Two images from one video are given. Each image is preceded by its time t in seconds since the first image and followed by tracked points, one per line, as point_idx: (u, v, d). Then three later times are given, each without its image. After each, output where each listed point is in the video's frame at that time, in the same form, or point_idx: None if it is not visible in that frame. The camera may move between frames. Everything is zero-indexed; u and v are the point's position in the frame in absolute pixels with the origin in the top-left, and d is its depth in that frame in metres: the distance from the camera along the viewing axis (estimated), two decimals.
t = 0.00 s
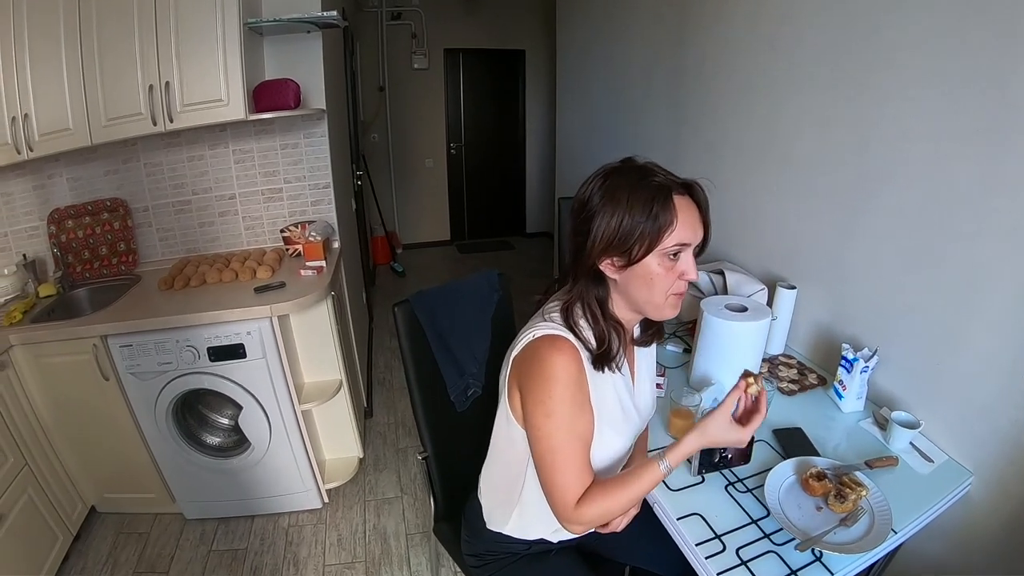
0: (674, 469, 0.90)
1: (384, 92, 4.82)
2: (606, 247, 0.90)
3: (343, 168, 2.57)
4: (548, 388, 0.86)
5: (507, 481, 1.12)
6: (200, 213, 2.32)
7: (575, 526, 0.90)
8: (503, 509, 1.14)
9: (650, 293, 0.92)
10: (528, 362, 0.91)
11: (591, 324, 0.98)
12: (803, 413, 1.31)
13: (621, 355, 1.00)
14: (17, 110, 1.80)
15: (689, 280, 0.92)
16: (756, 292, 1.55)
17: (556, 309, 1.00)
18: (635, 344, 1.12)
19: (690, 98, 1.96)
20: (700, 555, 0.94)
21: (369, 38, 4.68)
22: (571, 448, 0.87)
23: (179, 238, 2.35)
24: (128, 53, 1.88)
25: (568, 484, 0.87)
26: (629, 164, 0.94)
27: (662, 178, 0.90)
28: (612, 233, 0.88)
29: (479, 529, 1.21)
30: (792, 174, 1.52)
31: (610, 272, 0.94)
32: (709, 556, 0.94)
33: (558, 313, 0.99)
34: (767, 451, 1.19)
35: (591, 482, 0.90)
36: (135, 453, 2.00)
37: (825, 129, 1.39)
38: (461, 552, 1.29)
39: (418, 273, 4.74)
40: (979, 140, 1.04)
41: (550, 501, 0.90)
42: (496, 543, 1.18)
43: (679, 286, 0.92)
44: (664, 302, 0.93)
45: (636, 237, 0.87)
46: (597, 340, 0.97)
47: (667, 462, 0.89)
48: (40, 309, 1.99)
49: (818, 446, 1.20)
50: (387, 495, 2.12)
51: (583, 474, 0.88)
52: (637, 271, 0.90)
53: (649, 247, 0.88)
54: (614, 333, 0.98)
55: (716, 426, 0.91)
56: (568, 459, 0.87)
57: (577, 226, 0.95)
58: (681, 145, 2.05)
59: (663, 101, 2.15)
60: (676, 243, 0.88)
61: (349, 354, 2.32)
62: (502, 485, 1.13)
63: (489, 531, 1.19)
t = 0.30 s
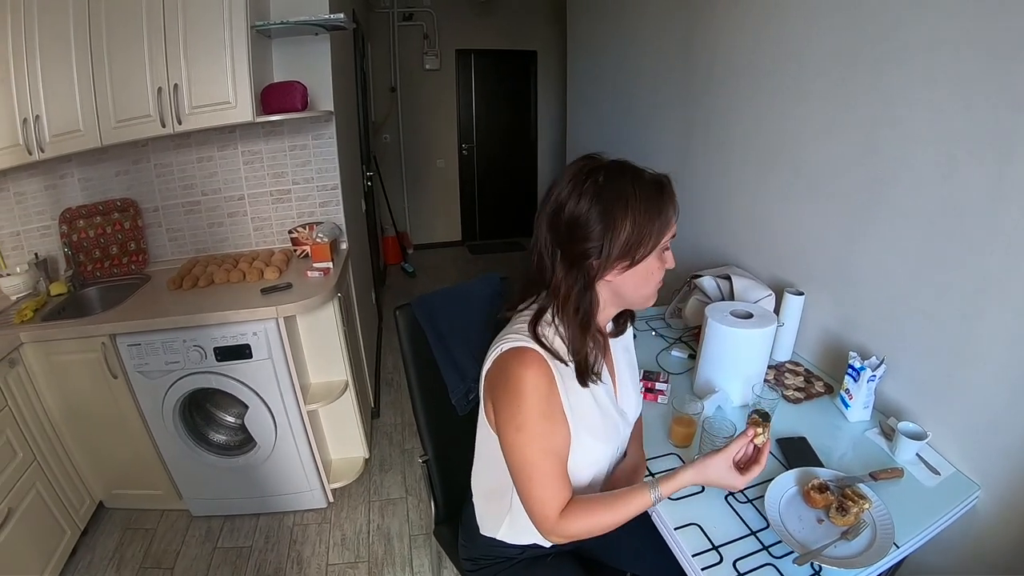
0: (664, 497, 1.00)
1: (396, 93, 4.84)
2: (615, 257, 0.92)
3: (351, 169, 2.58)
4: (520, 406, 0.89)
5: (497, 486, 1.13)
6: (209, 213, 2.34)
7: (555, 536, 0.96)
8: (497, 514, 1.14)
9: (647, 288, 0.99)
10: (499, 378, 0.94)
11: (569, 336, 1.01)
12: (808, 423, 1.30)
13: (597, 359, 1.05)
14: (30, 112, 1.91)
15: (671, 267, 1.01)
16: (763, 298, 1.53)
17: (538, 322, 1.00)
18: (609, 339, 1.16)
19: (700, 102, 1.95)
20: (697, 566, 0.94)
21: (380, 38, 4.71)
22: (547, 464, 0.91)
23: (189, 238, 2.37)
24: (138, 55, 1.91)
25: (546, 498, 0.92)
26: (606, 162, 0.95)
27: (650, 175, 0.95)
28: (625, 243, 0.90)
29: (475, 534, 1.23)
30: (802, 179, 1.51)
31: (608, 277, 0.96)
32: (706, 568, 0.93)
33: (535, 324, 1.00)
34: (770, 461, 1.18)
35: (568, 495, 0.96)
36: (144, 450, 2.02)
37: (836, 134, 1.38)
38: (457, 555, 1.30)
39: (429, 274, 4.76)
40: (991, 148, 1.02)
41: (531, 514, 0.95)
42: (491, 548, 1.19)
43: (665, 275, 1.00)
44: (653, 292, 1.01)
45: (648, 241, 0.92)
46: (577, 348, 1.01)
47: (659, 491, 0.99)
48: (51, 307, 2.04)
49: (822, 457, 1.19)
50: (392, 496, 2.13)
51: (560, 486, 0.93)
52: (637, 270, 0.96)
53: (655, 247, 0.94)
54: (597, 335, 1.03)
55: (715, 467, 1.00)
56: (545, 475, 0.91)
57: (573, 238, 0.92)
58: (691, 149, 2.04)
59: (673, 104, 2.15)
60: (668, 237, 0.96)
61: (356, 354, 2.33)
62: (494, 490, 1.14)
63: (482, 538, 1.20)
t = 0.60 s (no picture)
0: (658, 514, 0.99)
1: (418, 93, 4.87)
2: (604, 265, 0.93)
3: (368, 169, 2.59)
4: (503, 420, 0.91)
5: (491, 490, 1.15)
6: (229, 212, 2.38)
7: (552, 549, 0.97)
8: (496, 516, 1.17)
9: (637, 287, 1.01)
10: (482, 391, 0.96)
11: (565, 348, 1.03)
12: (818, 433, 1.29)
13: (588, 365, 1.07)
14: (53, 113, 1.98)
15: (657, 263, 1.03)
16: (778, 305, 1.51)
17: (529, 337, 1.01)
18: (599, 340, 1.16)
19: (719, 105, 1.94)
20: None
21: (402, 39, 4.75)
22: (534, 475, 0.92)
23: (209, 236, 2.41)
24: (160, 58, 1.96)
25: (538, 510, 0.93)
26: (579, 166, 0.95)
27: (627, 175, 0.96)
28: (613, 248, 0.91)
29: (474, 535, 1.26)
30: (820, 185, 1.49)
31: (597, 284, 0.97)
32: None
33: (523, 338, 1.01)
34: (777, 472, 1.17)
35: (562, 506, 0.96)
36: (160, 442, 2.07)
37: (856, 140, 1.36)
38: (459, 553, 1.33)
39: (450, 273, 4.77)
40: (1011, 158, 1.00)
41: (526, 527, 0.96)
42: (491, 548, 1.22)
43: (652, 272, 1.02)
44: (642, 290, 1.03)
45: (634, 242, 0.93)
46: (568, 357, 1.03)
47: (652, 508, 0.98)
48: (73, 301, 2.10)
49: (832, 469, 1.18)
50: (403, 494, 2.14)
51: (551, 498, 0.94)
52: (625, 272, 0.97)
53: (641, 247, 0.95)
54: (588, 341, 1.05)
55: (710, 489, 0.97)
56: (533, 486, 0.92)
57: (559, 249, 0.92)
58: (709, 152, 2.03)
59: (691, 108, 2.13)
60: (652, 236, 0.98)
61: (371, 352, 2.35)
62: (490, 495, 1.16)
63: (482, 540, 1.24)
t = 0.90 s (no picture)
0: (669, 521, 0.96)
1: (450, 91, 4.90)
2: (612, 264, 0.92)
3: (395, 164, 2.60)
4: (507, 418, 0.91)
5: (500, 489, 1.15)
6: (257, 204, 2.41)
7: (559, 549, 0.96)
8: (505, 513, 1.17)
9: (647, 286, 1.00)
10: (488, 389, 0.95)
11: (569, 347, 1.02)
12: (844, 440, 1.26)
13: (595, 364, 1.06)
14: (86, 106, 2.09)
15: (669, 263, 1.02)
16: (806, 307, 1.49)
17: (533, 334, 1.00)
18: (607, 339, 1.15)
19: (749, 104, 1.91)
20: None
21: (434, 39, 4.79)
22: (538, 475, 0.92)
23: (236, 228, 2.44)
24: (190, 53, 2.00)
25: (543, 509, 0.93)
26: (587, 161, 0.93)
27: (638, 171, 0.95)
28: (619, 245, 0.90)
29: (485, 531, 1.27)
30: (851, 187, 1.45)
31: (606, 282, 0.96)
32: None
33: (528, 335, 1.01)
34: (799, 479, 1.15)
35: (568, 507, 0.95)
36: (185, 430, 2.11)
37: (889, 141, 1.32)
38: (470, 548, 1.33)
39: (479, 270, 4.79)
40: None
41: (531, 527, 0.96)
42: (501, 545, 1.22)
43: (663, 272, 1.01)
44: (653, 292, 1.02)
45: (642, 240, 0.92)
46: (574, 356, 1.03)
47: (662, 515, 0.95)
48: (102, 289, 2.18)
49: (856, 478, 1.15)
50: (421, 489, 2.15)
51: (557, 499, 0.94)
52: (634, 272, 0.96)
53: (650, 245, 0.94)
54: (595, 340, 1.04)
55: (724, 499, 0.94)
56: (538, 485, 0.92)
57: (563, 246, 0.91)
58: (738, 152, 1.99)
59: (722, 106, 2.10)
60: (666, 237, 0.96)
61: (394, 347, 2.36)
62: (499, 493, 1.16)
63: (492, 538, 1.24)
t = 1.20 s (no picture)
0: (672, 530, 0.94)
1: (471, 89, 4.89)
2: (623, 264, 0.90)
3: (413, 161, 2.59)
4: (507, 415, 0.91)
5: (502, 491, 1.15)
6: (275, 200, 2.41)
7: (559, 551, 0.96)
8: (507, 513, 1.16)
9: (661, 292, 0.97)
10: (489, 384, 0.96)
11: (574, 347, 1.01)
12: (861, 447, 1.24)
13: (601, 365, 1.05)
14: (106, 102, 2.11)
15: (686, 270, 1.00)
16: (825, 309, 1.46)
17: (538, 328, 1.00)
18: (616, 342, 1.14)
19: (770, 106, 1.89)
20: None
21: (454, 37, 4.78)
22: (538, 474, 0.92)
23: (254, 223, 2.45)
24: (207, 49, 2.00)
25: (543, 509, 0.93)
26: (610, 156, 0.92)
27: (662, 172, 0.93)
28: (633, 246, 0.88)
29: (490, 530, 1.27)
30: (872, 190, 1.43)
31: (617, 284, 0.95)
32: None
33: (535, 329, 1.01)
34: (814, 486, 1.14)
35: (569, 508, 0.95)
36: (199, 422, 2.12)
37: (910, 144, 1.31)
38: (476, 547, 1.33)
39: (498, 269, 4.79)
40: None
41: (532, 527, 0.96)
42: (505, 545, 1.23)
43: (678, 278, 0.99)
44: (664, 299, 0.99)
45: (658, 243, 0.90)
46: (579, 356, 1.02)
47: (665, 523, 0.94)
48: (121, 282, 2.21)
49: (874, 487, 1.13)
50: (434, 487, 2.14)
51: (558, 499, 0.93)
52: (648, 276, 0.94)
53: (666, 249, 0.91)
54: (601, 342, 1.03)
55: (730, 511, 0.93)
56: (538, 485, 0.92)
57: (576, 241, 0.90)
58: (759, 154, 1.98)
59: (743, 108, 2.08)
60: (683, 242, 0.94)
61: (410, 344, 2.37)
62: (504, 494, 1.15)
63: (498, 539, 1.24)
